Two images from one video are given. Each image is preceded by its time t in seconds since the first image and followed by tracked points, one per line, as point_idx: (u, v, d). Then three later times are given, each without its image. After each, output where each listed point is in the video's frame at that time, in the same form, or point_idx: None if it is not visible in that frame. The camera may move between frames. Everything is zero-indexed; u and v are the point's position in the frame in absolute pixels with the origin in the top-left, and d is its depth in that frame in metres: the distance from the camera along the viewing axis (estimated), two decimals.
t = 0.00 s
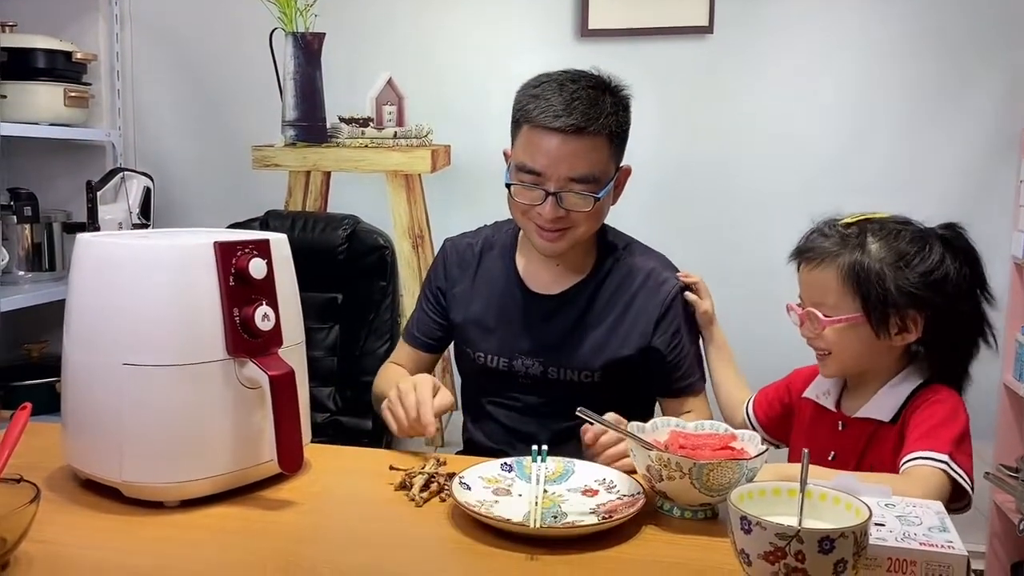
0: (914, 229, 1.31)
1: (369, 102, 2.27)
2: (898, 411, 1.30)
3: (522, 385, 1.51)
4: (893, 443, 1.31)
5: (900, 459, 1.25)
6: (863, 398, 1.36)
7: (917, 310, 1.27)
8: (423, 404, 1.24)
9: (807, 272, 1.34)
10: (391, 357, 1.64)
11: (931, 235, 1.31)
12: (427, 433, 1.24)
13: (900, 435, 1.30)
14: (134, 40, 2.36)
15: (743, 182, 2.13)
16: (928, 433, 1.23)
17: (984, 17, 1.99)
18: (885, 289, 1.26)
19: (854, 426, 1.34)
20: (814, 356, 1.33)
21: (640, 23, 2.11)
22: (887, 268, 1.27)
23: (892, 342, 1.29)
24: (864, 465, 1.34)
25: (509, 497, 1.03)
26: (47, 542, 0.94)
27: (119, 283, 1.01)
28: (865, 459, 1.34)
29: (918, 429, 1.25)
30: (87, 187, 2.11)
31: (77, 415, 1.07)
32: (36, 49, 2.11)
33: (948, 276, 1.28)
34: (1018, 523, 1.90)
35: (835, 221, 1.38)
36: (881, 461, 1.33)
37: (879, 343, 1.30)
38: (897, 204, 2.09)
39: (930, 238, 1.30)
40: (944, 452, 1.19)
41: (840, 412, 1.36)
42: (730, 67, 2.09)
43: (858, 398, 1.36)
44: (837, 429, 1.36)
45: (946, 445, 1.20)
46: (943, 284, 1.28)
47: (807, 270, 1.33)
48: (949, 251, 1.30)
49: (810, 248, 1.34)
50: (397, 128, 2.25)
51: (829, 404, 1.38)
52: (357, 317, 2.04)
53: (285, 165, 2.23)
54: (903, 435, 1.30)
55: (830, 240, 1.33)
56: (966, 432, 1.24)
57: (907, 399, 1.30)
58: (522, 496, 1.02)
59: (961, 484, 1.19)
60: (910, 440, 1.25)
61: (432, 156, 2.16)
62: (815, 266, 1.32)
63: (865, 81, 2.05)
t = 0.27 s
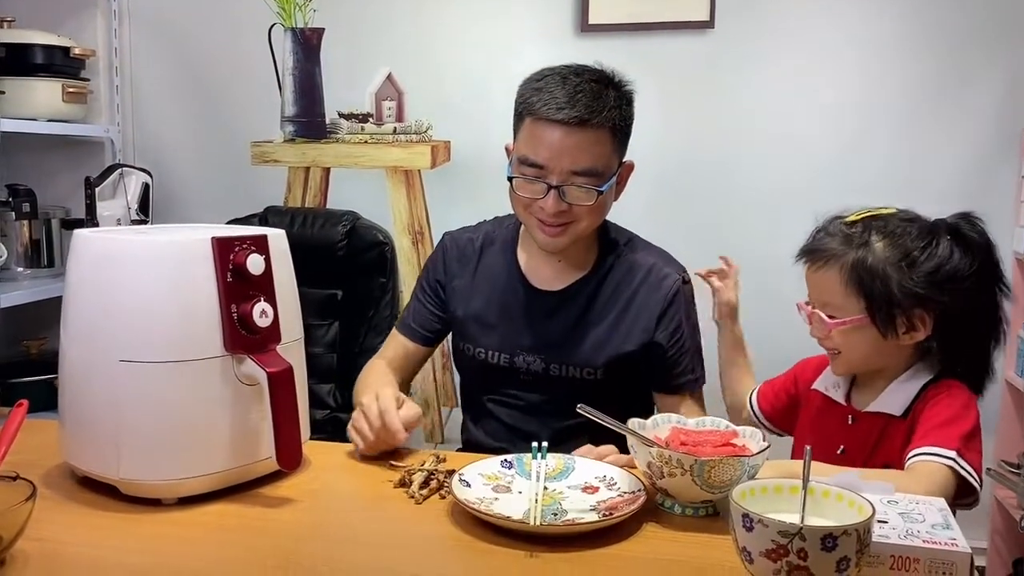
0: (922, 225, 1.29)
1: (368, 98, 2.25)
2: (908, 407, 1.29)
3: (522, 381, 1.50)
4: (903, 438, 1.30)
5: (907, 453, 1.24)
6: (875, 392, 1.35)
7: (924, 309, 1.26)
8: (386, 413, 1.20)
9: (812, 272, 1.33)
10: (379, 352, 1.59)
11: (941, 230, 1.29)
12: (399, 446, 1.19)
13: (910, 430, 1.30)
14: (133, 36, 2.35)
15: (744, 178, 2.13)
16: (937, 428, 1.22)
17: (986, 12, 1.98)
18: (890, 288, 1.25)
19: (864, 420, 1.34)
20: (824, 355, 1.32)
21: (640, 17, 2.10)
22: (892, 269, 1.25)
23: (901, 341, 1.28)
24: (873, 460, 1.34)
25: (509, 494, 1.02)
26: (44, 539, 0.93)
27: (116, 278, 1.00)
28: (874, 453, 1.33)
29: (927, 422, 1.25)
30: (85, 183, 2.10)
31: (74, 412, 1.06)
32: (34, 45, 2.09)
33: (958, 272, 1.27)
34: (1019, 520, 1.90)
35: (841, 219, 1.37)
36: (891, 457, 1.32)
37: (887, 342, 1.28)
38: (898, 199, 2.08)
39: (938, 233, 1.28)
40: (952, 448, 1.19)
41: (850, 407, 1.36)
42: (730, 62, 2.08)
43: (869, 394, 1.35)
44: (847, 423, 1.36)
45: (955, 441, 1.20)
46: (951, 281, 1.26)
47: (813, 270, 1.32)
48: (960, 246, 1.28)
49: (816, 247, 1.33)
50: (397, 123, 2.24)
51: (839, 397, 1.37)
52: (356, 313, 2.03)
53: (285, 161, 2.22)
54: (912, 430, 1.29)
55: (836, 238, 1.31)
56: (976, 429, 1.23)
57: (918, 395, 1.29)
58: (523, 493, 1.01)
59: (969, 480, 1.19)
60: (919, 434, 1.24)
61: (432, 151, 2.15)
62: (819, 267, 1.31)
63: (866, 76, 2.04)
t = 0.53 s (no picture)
0: (900, 219, 1.29)
1: (367, 94, 2.25)
2: (900, 398, 1.30)
3: (520, 379, 1.50)
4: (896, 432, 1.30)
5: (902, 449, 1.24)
6: (864, 386, 1.35)
7: (904, 304, 1.26)
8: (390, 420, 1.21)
9: (793, 268, 1.32)
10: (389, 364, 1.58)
11: (919, 222, 1.29)
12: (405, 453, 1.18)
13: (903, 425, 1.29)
14: (132, 33, 2.35)
15: (744, 174, 2.12)
16: (931, 422, 1.22)
17: (987, 5, 1.97)
18: (870, 284, 1.25)
19: (856, 416, 1.33)
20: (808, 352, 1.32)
21: (640, 13, 2.09)
22: (870, 266, 1.25)
23: (881, 334, 1.28)
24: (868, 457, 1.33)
25: (508, 492, 1.02)
26: (41, 538, 0.93)
27: (113, 275, 1.00)
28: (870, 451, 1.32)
29: (921, 415, 1.25)
30: (83, 179, 2.10)
31: (71, 410, 1.06)
32: (32, 41, 2.09)
33: (937, 264, 1.27)
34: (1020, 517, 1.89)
35: (819, 213, 1.36)
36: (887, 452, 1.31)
37: (869, 337, 1.29)
38: (898, 196, 2.07)
39: (916, 224, 1.29)
40: (950, 442, 1.19)
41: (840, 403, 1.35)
42: (730, 58, 2.08)
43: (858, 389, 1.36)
44: (838, 420, 1.35)
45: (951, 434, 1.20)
46: (929, 273, 1.27)
47: (793, 266, 1.31)
48: (940, 238, 1.29)
49: (795, 244, 1.32)
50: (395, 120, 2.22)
51: (828, 395, 1.36)
52: (356, 310, 2.03)
53: (284, 157, 2.25)
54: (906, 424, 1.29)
55: (815, 234, 1.30)
56: (967, 419, 1.24)
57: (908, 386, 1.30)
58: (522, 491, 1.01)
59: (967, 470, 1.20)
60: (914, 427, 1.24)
61: (431, 147, 2.18)
62: (799, 263, 1.30)
63: (866, 72, 2.03)
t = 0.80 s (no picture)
0: (825, 225, 1.21)
1: (367, 91, 2.25)
2: (838, 405, 1.22)
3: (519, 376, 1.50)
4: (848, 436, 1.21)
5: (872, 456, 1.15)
6: (797, 394, 1.26)
7: (833, 315, 1.18)
8: (388, 418, 1.21)
9: (717, 282, 1.21)
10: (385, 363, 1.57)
11: (837, 230, 1.21)
12: (405, 451, 1.18)
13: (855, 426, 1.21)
14: (131, 31, 2.35)
15: (744, 171, 2.12)
16: (895, 421, 1.15)
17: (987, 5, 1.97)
18: (799, 298, 1.16)
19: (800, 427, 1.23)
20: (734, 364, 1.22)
21: (640, 10, 2.09)
22: (799, 280, 1.16)
23: (807, 346, 1.20)
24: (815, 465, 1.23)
25: (509, 489, 1.02)
26: (42, 536, 0.93)
27: (113, 273, 1.00)
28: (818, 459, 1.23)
29: (880, 417, 1.16)
30: (83, 177, 2.09)
31: (72, 408, 1.06)
32: (32, 39, 2.08)
33: (862, 270, 1.20)
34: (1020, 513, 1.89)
35: (740, 221, 1.26)
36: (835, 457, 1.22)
37: (797, 349, 1.20)
38: (898, 193, 2.07)
39: (840, 230, 1.21)
40: (919, 433, 1.13)
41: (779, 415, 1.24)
42: (730, 55, 2.07)
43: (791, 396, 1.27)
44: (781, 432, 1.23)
45: (917, 425, 1.14)
46: (856, 281, 1.19)
47: (716, 281, 1.21)
48: (864, 243, 1.21)
49: (719, 254, 1.21)
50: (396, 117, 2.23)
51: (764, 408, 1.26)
52: (356, 307, 2.03)
53: (283, 155, 2.24)
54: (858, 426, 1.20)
55: (740, 245, 1.20)
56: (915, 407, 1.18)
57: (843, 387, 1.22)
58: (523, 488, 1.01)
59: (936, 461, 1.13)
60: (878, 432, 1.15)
61: (431, 144, 2.17)
62: (722, 279, 1.20)
63: (866, 68, 2.03)
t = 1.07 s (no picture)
0: (759, 241, 1.20)
1: (367, 89, 2.25)
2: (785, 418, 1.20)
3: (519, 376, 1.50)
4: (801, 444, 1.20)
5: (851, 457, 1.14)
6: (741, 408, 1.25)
7: (768, 333, 1.17)
8: (384, 415, 1.22)
9: (655, 301, 1.20)
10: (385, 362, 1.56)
11: (769, 247, 1.19)
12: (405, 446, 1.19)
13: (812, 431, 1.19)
14: (131, 29, 2.34)
15: (744, 168, 2.12)
16: (867, 422, 1.15)
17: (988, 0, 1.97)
18: (734, 319, 1.16)
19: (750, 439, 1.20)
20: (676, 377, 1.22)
21: (640, 7, 2.08)
22: (734, 301, 1.16)
23: (744, 363, 1.19)
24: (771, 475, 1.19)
25: (509, 486, 1.02)
26: (43, 534, 0.93)
27: (114, 271, 1.00)
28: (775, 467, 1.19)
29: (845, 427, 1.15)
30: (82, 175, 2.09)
31: (74, 406, 1.06)
32: (31, 36, 2.08)
33: (797, 288, 1.19)
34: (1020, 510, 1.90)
35: (677, 239, 1.25)
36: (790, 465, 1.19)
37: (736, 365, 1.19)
38: (899, 190, 2.07)
39: (774, 247, 1.20)
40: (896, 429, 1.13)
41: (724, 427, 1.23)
42: (730, 52, 2.07)
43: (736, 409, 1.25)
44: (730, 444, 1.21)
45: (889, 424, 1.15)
46: (790, 298, 1.18)
47: (655, 301, 1.20)
48: (797, 258, 1.20)
49: (657, 272, 1.20)
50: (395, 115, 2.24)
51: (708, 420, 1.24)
52: (357, 305, 2.03)
53: (282, 153, 2.21)
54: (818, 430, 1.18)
55: (676, 265, 1.19)
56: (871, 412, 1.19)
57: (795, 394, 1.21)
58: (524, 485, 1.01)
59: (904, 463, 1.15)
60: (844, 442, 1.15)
61: (432, 142, 2.15)
62: (660, 299, 1.19)
63: (867, 65, 2.03)
